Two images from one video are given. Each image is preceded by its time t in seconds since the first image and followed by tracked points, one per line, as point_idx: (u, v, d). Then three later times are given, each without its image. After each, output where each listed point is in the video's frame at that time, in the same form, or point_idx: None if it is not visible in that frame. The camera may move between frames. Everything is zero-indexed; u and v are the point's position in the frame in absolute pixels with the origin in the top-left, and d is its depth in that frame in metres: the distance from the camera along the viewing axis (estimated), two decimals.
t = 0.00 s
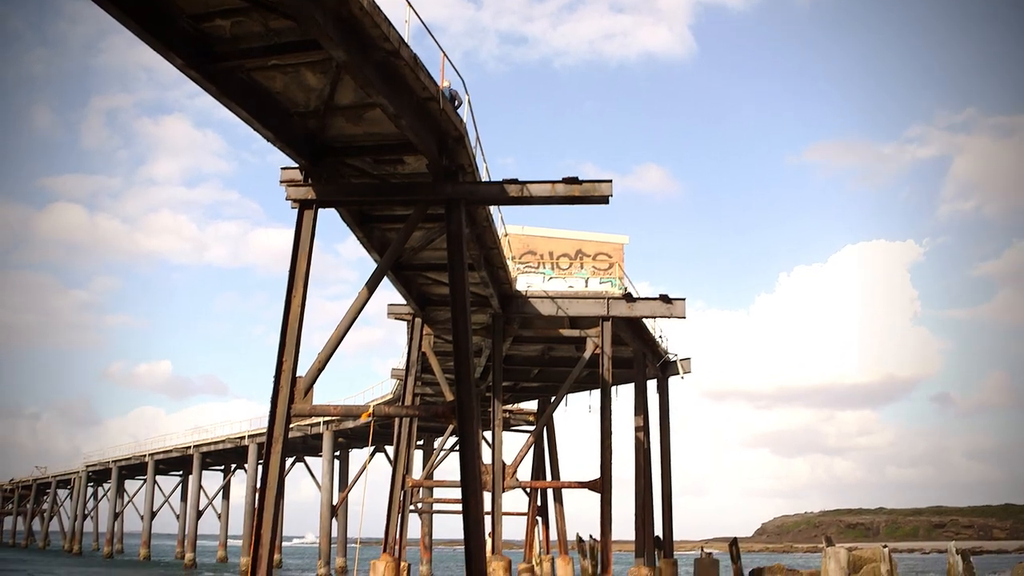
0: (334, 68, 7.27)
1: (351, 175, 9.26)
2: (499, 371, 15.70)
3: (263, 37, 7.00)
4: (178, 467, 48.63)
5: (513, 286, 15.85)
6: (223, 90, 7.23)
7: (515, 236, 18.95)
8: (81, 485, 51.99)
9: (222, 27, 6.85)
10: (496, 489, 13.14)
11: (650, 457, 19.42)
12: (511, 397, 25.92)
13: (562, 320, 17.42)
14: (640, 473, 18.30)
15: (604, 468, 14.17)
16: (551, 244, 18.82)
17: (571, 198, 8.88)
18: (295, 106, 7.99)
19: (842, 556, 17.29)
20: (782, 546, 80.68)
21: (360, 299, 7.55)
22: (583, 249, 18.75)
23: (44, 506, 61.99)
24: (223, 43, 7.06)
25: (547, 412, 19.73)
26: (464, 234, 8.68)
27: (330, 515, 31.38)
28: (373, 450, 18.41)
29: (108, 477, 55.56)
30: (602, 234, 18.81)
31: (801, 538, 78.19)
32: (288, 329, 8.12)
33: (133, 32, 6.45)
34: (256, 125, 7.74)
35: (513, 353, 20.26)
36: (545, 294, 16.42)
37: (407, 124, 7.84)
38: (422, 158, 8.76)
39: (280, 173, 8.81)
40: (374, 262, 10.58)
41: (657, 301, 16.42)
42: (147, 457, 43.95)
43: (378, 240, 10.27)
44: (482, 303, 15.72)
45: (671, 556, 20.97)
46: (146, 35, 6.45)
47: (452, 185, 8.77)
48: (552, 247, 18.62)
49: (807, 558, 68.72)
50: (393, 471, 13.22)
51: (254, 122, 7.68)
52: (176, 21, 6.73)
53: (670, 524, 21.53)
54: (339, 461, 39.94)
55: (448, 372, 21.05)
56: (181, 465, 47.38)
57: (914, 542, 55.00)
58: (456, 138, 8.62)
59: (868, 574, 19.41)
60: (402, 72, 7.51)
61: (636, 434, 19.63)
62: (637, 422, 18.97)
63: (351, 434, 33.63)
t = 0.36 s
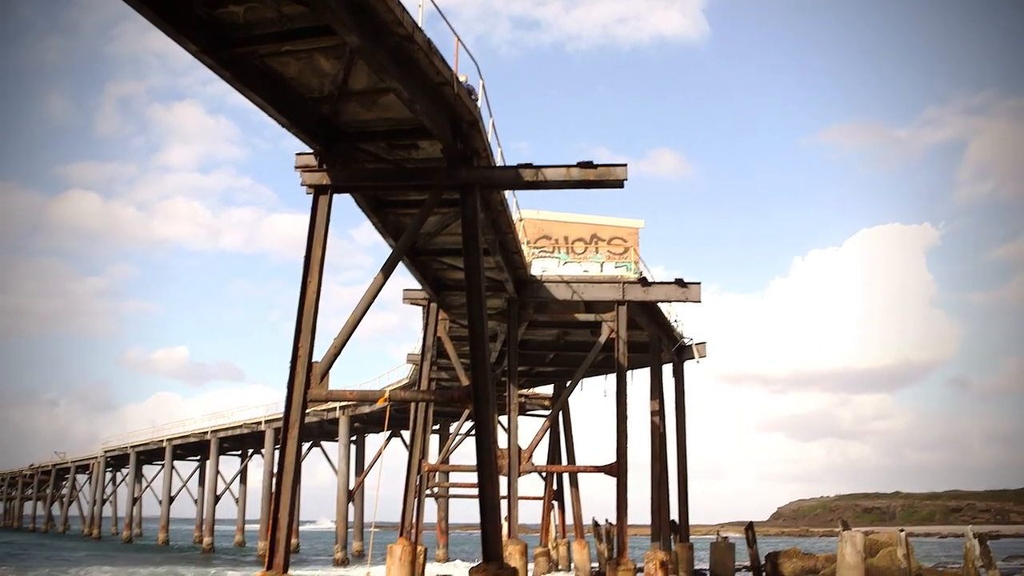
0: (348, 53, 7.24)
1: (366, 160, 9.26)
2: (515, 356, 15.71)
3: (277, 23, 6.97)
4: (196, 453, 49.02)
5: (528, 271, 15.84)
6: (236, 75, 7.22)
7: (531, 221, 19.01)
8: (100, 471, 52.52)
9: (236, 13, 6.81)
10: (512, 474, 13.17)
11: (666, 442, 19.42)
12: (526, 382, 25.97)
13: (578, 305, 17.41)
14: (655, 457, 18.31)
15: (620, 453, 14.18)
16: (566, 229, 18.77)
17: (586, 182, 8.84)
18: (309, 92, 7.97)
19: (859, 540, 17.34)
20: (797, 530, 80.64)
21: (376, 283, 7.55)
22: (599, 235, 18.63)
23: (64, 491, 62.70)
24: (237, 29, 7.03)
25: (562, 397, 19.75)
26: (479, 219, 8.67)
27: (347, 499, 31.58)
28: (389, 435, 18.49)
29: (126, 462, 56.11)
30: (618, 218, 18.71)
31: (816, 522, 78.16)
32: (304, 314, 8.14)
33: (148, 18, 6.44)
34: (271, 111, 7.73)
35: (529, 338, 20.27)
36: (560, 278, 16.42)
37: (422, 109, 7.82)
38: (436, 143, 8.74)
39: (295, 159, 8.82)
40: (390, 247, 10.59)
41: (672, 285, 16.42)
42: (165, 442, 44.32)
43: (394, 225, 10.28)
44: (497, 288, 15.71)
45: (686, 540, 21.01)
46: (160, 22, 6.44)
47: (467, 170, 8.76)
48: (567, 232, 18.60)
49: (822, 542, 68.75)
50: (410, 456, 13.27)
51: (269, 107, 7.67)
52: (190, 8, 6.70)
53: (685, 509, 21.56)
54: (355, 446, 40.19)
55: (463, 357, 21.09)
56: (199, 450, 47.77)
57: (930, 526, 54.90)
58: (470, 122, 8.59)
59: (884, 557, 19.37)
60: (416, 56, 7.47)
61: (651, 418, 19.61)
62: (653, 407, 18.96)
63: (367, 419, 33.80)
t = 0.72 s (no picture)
0: (368, 37, 7.22)
1: (387, 144, 9.24)
2: (537, 338, 15.70)
3: (296, 7, 6.94)
4: (220, 436, 49.50)
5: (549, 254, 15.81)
6: (257, 60, 7.22)
7: (551, 203, 18.98)
8: (125, 454, 53.17)
9: None
10: (534, 456, 13.20)
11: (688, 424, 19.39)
12: (548, 364, 26.01)
13: (599, 287, 17.34)
14: (677, 439, 18.31)
15: (642, 435, 14.18)
16: (586, 211, 18.80)
17: (606, 164, 8.80)
18: (330, 75, 7.96)
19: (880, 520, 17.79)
20: (820, 513, 80.42)
21: (398, 266, 7.56)
22: (619, 216, 18.82)
23: (90, 475, 63.53)
24: (256, 13, 7.01)
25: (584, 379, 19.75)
26: (500, 202, 8.64)
27: (370, 482, 31.80)
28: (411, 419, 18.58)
29: (151, 446, 56.76)
30: (637, 201, 18.99)
31: (836, 504, 78.06)
32: (326, 298, 8.17)
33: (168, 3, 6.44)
34: (291, 95, 7.73)
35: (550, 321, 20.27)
36: (581, 261, 16.34)
37: (441, 92, 7.78)
38: (456, 126, 8.71)
39: (316, 142, 8.83)
40: (411, 231, 10.60)
41: (694, 267, 16.36)
42: (189, 426, 44.76)
43: (414, 209, 10.29)
44: (518, 271, 15.70)
45: (708, 522, 21.03)
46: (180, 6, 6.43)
47: (487, 153, 8.72)
48: (587, 214, 18.61)
49: (843, 524, 68.58)
50: (431, 439, 13.32)
51: (289, 92, 7.67)
52: None
53: (707, 491, 21.56)
54: (378, 429, 40.45)
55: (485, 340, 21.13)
56: (223, 433, 48.23)
57: (953, 509, 54.69)
58: (491, 105, 8.55)
59: (908, 539, 19.33)
60: (435, 39, 7.43)
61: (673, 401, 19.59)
62: (674, 389, 18.93)
63: (390, 402, 33.98)
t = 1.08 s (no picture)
0: (391, 21, 7.21)
1: (411, 128, 9.25)
2: (561, 321, 15.70)
3: None
4: (247, 419, 50.04)
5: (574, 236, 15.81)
6: (280, 45, 7.21)
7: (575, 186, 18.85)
8: (154, 438, 53.87)
9: None
10: (560, 439, 13.24)
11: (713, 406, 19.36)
12: (573, 347, 26.06)
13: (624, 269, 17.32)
14: (702, 422, 18.29)
15: (667, 418, 14.17)
16: (610, 193, 18.62)
17: (631, 146, 8.76)
18: (353, 60, 7.96)
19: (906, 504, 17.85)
20: (845, 495, 80.10)
21: (422, 250, 7.57)
22: (644, 198, 18.59)
23: (120, 458, 64.46)
24: None
25: (609, 362, 19.76)
26: (524, 184, 8.62)
27: (396, 465, 32.06)
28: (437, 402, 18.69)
29: (179, 430, 57.46)
30: (661, 181, 18.65)
31: (862, 487, 77.66)
32: (351, 281, 8.21)
33: None
34: (315, 80, 7.74)
35: (574, 304, 20.27)
36: (606, 243, 16.34)
37: (465, 75, 7.76)
38: (480, 109, 8.69)
39: (340, 127, 8.84)
40: (436, 214, 10.62)
41: (719, 249, 16.29)
42: (216, 410, 45.25)
43: (438, 192, 10.30)
44: (542, 254, 15.70)
45: (733, 504, 21.04)
46: None
47: (511, 136, 8.70)
48: (612, 196, 18.48)
49: (869, 507, 68.32)
50: (457, 422, 13.39)
51: (313, 77, 7.68)
52: None
53: (732, 473, 21.53)
54: (403, 413, 40.71)
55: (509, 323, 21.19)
56: (250, 417, 48.73)
57: (982, 491, 54.23)
58: (514, 87, 8.52)
59: (935, 522, 19.21)
60: (458, 22, 7.40)
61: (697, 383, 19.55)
62: (699, 371, 18.89)
63: (415, 385, 34.17)
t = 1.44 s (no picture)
0: (414, 6, 7.19)
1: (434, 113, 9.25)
2: (585, 306, 15.70)
3: None
4: (272, 405, 50.48)
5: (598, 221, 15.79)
6: (304, 31, 7.22)
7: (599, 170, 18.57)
8: (181, 424, 54.49)
9: None
10: (585, 423, 13.25)
11: (738, 391, 19.32)
12: (597, 332, 26.08)
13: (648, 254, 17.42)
14: (728, 406, 18.25)
15: (692, 402, 14.15)
16: (635, 177, 18.56)
17: (656, 129, 8.72)
18: (376, 45, 7.96)
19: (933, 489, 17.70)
20: (871, 480, 79.67)
21: (447, 235, 7.58)
22: (669, 182, 18.49)
23: (148, 443, 65.26)
24: None
25: (633, 346, 19.74)
26: (548, 169, 8.61)
27: (421, 450, 32.26)
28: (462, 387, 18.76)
29: (205, 415, 58.05)
30: (685, 165, 18.47)
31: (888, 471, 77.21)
32: (376, 266, 8.24)
33: None
34: (339, 66, 7.75)
35: (598, 288, 20.26)
36: (630, 227, 16.33)
37: (488, 60, 7.74)
38: (503, 93, 8.67)
39: (364, 113, 8.85)
40: (460, 198, 10.63)
41: (744, 233, 16.33)
42: (243, 396, 45.66)
43: (462, 176, 10.30)
44: (566, 239, 15.68)
45: (759, 489, 21.03)
46: None
47: (534, 120, 8.67)
48: (636, 179, 18.43)
49: (895, 492, 67.93)
50: (483, 406, 13.45)
51: (336, 62, 7.68)
52: None
53: (757, 458, 21.49)
54: (428, 398, 40.93)
55: (534, 308, 21.22)
56: (275, 403, 49.14)
57: (1011, 475, 53.74)
58: (538, 72, 8.49)
59: (962, 507, 19.13)
60: (482, 6, 7.37)
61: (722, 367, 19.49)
62: (724, 355, 18.83)
63: (440, 371, 34.33)
